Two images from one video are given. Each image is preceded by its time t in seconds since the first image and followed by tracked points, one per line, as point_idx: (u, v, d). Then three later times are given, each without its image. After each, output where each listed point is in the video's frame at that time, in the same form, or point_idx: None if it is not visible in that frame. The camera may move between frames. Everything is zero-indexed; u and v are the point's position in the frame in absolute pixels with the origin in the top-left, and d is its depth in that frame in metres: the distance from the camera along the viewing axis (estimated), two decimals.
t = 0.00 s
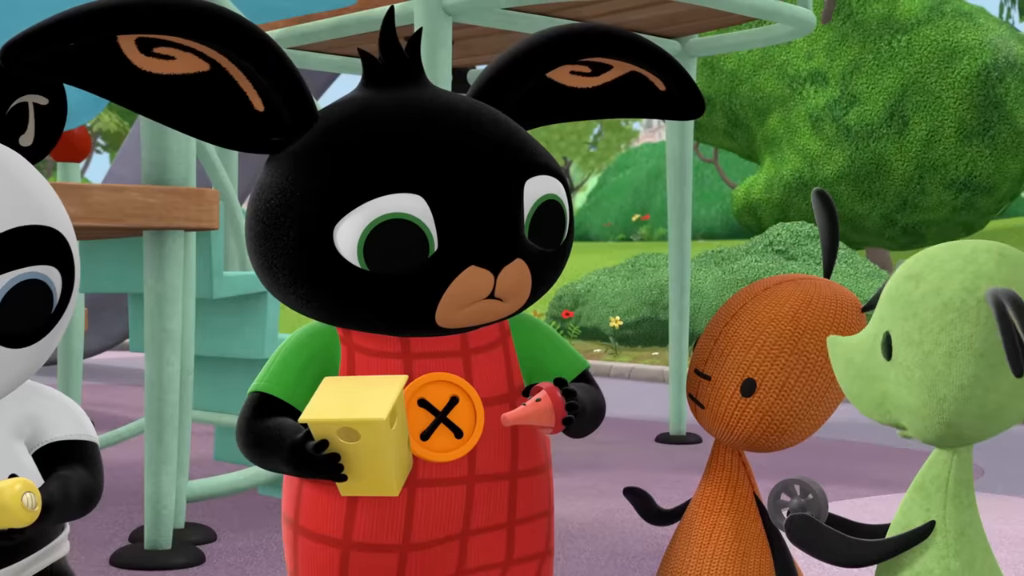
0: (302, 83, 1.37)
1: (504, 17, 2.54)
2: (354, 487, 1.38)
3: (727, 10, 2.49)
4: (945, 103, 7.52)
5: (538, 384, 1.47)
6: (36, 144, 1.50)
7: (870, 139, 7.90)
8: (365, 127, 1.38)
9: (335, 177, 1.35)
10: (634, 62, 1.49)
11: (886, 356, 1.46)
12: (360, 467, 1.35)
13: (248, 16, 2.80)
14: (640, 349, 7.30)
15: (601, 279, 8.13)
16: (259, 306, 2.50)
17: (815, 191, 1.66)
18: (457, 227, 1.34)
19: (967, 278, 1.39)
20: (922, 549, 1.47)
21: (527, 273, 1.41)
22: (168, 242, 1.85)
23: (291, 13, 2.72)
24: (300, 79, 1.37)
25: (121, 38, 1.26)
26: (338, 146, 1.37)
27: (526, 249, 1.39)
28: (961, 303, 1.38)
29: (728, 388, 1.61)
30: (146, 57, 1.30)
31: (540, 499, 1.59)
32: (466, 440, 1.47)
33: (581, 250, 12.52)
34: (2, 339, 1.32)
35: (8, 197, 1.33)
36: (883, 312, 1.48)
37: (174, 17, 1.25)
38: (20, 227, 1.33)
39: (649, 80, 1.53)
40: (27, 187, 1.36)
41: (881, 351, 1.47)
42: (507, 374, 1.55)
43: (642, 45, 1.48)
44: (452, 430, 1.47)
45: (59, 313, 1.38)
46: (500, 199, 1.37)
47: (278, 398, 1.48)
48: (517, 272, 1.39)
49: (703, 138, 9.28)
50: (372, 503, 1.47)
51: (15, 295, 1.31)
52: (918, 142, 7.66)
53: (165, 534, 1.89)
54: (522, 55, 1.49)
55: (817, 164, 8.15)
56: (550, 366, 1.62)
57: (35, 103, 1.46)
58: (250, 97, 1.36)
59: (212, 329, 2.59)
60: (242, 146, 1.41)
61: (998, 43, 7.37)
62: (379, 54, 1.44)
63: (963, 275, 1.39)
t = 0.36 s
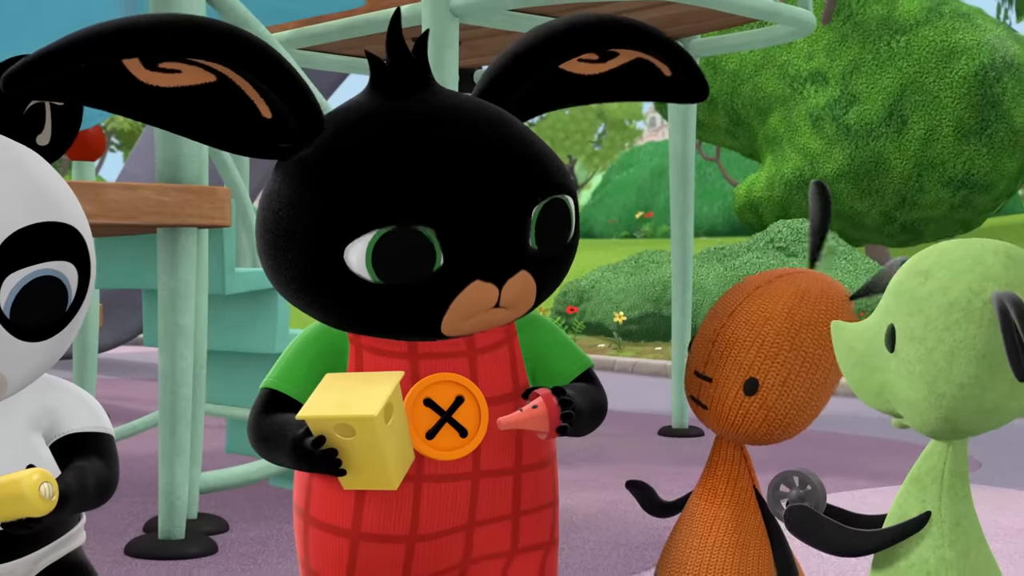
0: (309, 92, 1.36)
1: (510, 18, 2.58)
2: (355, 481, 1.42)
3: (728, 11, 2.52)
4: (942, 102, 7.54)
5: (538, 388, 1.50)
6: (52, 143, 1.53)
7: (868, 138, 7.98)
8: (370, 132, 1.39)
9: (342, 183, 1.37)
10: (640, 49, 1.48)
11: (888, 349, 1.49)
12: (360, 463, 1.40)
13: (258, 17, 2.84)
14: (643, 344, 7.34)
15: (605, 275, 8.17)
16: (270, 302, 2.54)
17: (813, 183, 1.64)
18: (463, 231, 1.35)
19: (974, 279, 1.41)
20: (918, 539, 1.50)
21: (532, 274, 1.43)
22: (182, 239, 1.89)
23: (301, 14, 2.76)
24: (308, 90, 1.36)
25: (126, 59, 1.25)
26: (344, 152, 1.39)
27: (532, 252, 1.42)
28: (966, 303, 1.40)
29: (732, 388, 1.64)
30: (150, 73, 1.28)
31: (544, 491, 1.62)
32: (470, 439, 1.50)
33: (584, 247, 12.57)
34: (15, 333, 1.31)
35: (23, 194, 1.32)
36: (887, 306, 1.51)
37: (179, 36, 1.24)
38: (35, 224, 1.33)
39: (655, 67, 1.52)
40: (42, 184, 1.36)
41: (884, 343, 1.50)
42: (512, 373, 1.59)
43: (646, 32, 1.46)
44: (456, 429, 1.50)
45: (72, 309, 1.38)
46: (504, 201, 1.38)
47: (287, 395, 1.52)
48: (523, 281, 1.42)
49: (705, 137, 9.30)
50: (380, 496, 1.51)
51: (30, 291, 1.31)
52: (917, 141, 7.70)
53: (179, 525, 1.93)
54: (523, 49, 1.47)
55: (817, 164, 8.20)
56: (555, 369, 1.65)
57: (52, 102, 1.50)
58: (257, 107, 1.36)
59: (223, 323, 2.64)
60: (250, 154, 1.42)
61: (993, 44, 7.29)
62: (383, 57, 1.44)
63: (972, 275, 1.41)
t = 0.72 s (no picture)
0: (325, 98, 1.41)
1: (516, 20, 2.62)
2: (363, 473, 1.45)
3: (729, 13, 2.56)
4: (941, 101, 7.70)
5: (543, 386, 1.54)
6: (71, 142, 1.56)
7: (868, 137, 8.06)
8: (383, 136, 1.42)
9: (357, 186, 1.40)
10: (654, 50, 1.51)
11: (891, 342, 1.53)
12: (366, 455, 1.42)
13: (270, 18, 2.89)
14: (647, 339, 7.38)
15: (609, 271, 8.20)
16: (282, 297, 2.59)
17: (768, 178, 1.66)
18: (476, 235, 1.40)
19: (976, 277, 1.44)
20: (914, 525, 1.54)
21: (541, 282, 1.48)
22: (197, 235, 1.93)
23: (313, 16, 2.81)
24: (324, 95, 1.41)
25: (147, 72, 1.29)
26: (358, 155, 1.42)
27: (540, 262, 1.46)
28: (968, 301, 1.43)
29: (691, 380, 1.52)
30: (170, 82, 1.32)
31: (549, 481, 1.67)
32: (477, 432, 1.53)
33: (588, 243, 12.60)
34: (35, 326, 1.35)
35: (42, 190, 1.36)
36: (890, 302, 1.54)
37: (202, 47, 1.28)
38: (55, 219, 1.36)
39: (669, 66, 1.55)
40: (61, 180, 1.40)
41: (887, 336, 1.54)
42: (518, 369, 1.63)
43: (658, 31, 1.49)
44: (463, 423, 1.53)
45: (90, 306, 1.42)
46: (515, 203, 1.43)
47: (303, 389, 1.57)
48: (531, 293, 1.47)
49: (707, 135, 9.33)
50: (390, 485, 1.55)
51: (50, 287, 1.35)
52: (915, 139, 7.84)
53: (194, 513, 1.98)
54: (534, 51, 1.51)
55: (816, 161, 8.25)
56: (560, 366, 1.70)
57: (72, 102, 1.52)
58: (274, 113, 1.40)
59: (236, 318, 2.69)
60: (265, 154, 1.44)
61: (991, 43, 7.48)
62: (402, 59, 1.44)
63: (973, 274, 1.44)
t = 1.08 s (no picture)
0: (339, 100, 1.47)
1: (523, 22, 2.67)
2: (375, 463, 1.50)
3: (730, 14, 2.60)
4: (937, 101, 7.73)
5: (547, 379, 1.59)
6: (107, 147, 1.60)
7: (867, 135, 8.09)
8: (392, 136, 1.47)
9: (367, 185, 1.45)
10: (655, 52, 1.55)
11: (870, 352, 1.57)
12: (378, 447, 1.48)
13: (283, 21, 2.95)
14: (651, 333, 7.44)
15: (614, 267, 8.27)
16: (295, 292, 2.66)
17: (773, 182, 1.70)
18: (483, 232, 1.45)
19: (940, 280, 1.48)
20: (915, 518, 1.51)
21: (546, 279, 1.53)
22: (213, 232, 1.99)
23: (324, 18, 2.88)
24: (339, 98, 1.46)
25: (166, 76, 1.34)
26: (369, 154, 1.47)
27: (544, 259, 1.51)
28: (937, 304, 1.47)
29: (693, 372, 1.56)
30: (190, 85, 1.38)
31: (555, 470, 1.71)
32: (484, 424, 1.59)
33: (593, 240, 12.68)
34: (65, 326, 1.40)
35: (77, 197, 1.41)
36: (864, 310, 1.58)
37: (220, 50, 1.34)
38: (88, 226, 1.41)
39: (672, 66, 1.60)
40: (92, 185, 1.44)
41: (866, 346, 1.57)
42: (525, 362, 1.68)
43: (659, 32, 1.54)
44: (471, 414, 1.59)
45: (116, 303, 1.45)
46: (521, 201, 1.48)
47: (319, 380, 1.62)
48: (537, 288, 1.52)
49: (710, 133, 9.39)
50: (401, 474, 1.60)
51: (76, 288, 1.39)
52: (913, 138, 7.87)
53: (210, 501, 2.06)
54: (540, 51, 1.56)
55: (816, 160, 8.26)
56: (565, 360, 1.74)
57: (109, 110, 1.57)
58: (288, 113, 1.45)
59: (250, 312, 2.77)
60: (278, 152, 1.49)
61: (987, 44, 7.53)
62: (410, 61, 1.49)
63: (936, 277, 1.49)
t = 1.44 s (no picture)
0: (352, 100, 1.52)
1: (530, 25, 2.72)
2: (388, 449, 1.56)
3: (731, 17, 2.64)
4: (934, 101, 8.02)
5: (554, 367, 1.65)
6: (149, 159, 1.73)
7: (865, 134, 8.40)
8: (403, 134, 1.53)
9: (379, 182, 1.51)
10: (657, 54, 1.60)
11: (867, 344, 1.62)
12: (391, 435, 1.54)
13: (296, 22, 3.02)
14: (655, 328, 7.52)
15: (619, 262, 8.34)
16: (309, 286, 2.74)
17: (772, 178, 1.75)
18: (490, 228, 1.51)
19: (934, 276, 1.52)
20: (912, 505, 1.55)
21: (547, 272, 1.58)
22: (230, 229, 2.05)
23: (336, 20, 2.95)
24: (351, 98, 1.52)
25: (185, 75, 1.41)
26: (381, 152, 1.52)
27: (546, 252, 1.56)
28: (931, 300, 1.51)
29: (693, 369, 1.62)
30: (209, 85, 1.44)
31: (561, 458, 1.77)
32: (492, 413, 1.64)
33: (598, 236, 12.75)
34: (97, 330, 1.54)
35: (111, 197, 1.54)
36: (860, 303, 1.63)
37: (238, 52, 1.39)
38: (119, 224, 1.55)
39: (672, 70, 1.65)
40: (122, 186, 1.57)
41: (863, 338, 1.62)
42: (532, 353, 1.73)
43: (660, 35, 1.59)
44: (480, 403, 1.64)
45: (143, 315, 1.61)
46: (528, 196, 1.53)
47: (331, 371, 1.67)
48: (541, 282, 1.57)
49: (713, 131, 9.45)
50: (411, 462, 1.66)
51: (112, 295, 1.54)
52: (909, 137, 8.16)
53: (227, 491, 2.17)
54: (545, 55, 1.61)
55: (816, 158, 8.61)
56: (569, 352, 1.80)
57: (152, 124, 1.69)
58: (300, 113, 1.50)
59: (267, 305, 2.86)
60: (293, 149, 1.55)
61: (982, 46, 7.79)
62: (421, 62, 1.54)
63: (931, 273, 1.53)
